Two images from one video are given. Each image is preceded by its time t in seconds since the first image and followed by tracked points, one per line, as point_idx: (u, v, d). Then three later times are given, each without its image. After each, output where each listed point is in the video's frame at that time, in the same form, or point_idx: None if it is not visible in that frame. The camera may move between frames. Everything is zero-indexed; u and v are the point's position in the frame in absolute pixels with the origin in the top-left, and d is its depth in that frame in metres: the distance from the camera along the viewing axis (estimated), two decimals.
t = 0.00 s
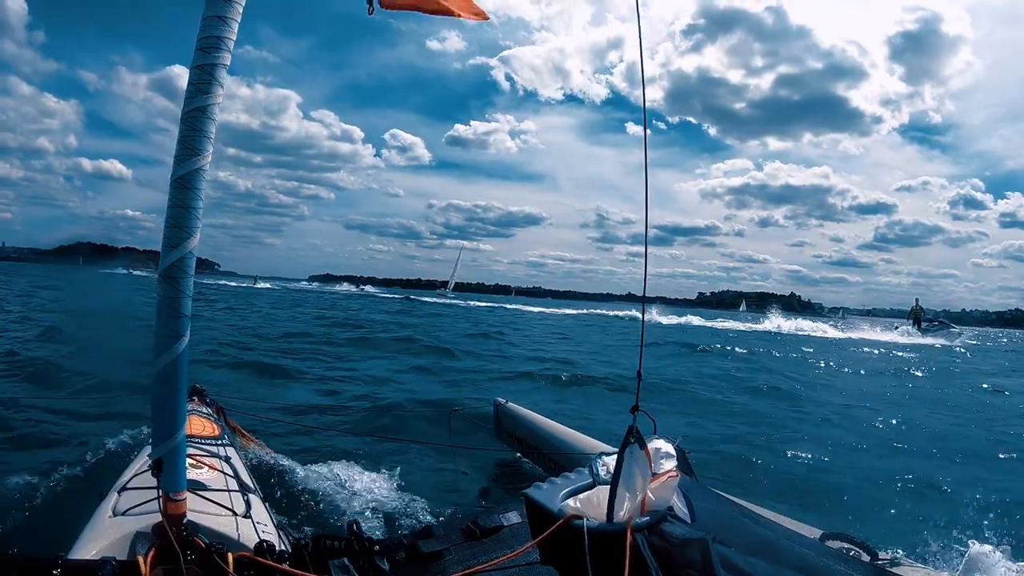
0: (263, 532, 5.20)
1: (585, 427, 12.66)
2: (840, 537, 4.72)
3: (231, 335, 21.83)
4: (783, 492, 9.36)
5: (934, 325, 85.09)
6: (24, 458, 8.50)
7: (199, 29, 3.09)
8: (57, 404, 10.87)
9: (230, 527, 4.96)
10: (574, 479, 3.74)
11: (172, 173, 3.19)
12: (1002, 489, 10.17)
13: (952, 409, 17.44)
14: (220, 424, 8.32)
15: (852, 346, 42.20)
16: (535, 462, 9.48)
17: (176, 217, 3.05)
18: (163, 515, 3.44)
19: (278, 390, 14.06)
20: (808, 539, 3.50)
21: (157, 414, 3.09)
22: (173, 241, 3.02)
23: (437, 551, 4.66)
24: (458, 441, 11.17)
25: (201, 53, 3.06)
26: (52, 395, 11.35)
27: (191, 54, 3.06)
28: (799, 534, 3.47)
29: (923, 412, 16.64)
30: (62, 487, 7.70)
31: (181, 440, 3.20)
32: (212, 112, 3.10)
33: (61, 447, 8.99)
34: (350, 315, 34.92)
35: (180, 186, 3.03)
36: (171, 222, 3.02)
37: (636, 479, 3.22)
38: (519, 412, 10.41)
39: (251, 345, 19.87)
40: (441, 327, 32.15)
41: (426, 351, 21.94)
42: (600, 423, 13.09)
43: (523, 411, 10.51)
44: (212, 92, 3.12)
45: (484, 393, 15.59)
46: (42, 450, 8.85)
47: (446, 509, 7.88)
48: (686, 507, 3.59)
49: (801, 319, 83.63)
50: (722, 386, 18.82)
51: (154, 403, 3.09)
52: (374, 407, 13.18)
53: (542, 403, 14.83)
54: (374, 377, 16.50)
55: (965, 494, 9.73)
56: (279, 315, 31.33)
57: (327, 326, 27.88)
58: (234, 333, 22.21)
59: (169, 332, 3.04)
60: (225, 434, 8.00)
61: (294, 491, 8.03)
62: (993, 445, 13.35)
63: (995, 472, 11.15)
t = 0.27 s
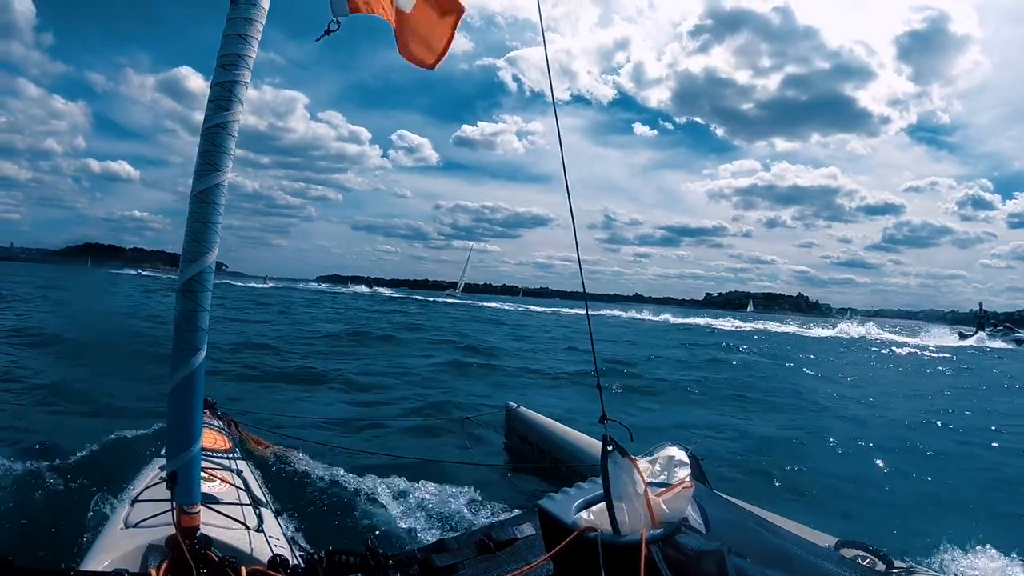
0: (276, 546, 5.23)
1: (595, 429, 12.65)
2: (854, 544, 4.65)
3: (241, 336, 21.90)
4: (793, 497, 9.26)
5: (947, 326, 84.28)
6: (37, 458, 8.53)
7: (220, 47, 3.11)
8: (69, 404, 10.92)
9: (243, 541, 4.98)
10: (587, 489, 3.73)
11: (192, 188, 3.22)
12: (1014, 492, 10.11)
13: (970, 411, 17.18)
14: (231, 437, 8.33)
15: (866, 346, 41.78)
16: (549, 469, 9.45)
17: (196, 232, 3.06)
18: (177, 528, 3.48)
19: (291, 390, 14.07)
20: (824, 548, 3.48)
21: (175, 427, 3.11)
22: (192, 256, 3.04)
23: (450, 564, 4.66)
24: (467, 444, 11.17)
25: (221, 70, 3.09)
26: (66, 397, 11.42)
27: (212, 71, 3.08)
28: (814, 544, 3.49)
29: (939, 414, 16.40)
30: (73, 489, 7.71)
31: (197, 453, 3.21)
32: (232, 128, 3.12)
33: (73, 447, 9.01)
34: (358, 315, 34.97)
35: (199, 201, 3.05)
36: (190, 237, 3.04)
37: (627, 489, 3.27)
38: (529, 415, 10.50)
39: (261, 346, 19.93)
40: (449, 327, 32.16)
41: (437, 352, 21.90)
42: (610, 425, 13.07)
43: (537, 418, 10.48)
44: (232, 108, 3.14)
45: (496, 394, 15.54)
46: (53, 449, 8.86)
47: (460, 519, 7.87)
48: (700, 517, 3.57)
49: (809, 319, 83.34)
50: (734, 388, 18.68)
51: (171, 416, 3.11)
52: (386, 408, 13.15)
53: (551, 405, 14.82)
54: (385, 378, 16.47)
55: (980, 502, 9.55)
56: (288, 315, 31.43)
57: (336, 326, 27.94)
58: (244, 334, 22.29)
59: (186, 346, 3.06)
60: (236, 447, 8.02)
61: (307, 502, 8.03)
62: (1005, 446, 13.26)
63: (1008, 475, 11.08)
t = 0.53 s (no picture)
0: (291, 536, 5.25)
1: (607, 428, 12.62)
2: (868, 547, 4.61)
3: (253, 334, 22.00)
4: (802, 498, 9.16)
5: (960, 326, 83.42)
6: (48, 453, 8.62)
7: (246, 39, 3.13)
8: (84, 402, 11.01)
9: (259, 531, 4.99)
10: (602, 486, 3.70)
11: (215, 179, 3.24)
12: None
13: (984, 412, 16.96)
14: (246, 427, 8.40)
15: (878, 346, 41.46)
16: (563, 468, 9.48)
17: (219, 223, 3.08)
18: (193, 517, 3.54)
19: (301, 388, 14.10)
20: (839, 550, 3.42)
21: (193, 416, 3.13)
22: (214, 246, 3.05)
23: (465, 558, 4.65)
24: (479, 442, 11.16)
25: (248, 61, 3.11)
26: (81, 394, 11.52)
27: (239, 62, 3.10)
28: (828, 545, 3.43)
29: (951, 415, 16.22)
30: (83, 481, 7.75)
31: (214, 443, 3.23)
32: (258, 119, 3.13)
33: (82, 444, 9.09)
34: (369, 314, 35.02)
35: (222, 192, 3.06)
36: (213, 228, 3.05)
37: (648, 485, 3.25)
38: (543, 412, 10.54)
39: (272, 344, 20.00)
40: (459, 325, 32.17)
41: (448, 351, 21.89)
42: (622, 423, 13.04)
43: (550, 416, 10.52)
44: (257, 100, 3.16)
45: (506, 392, 15.50)
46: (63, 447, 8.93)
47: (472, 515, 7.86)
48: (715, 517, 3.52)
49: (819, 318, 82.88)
50: (744, 387, 18.58)
51: (191, 406, 3.13)
52: (396, 406, 13.15)
53: (563, 403, 14.79)
54: (394, 376, 16.49)
55: (995, 501, 9.43)
56: (299, 314, 31.52)
57: (347, 324, 28.01)
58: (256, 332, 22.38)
59: (207, 336, 3.07)
60: (251, 437, 8.06)
61: (319, 496, 8.05)
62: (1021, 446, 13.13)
63: None
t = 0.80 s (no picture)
0: (296, 525, 5.26)
1: (615, 425, 12.62)
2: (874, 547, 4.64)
3: (261, 333, 22.08)
4: (804, 498, 9.13)
5: (966, 323, 83.10)
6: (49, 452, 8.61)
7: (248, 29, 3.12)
8: (93, 401, 11.06)
9: (263, 520, 5.02)
10: (608, 480, 3.73)
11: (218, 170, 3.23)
12: None
13: (990, 411, 16.89)
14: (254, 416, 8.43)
15: (883, 344, 41.33)
16: (567, 461, 9.50)
17: (222, 213, 3.07)
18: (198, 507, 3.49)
19: (304, 386, 14.14)
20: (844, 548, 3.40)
21: (198, 407, 3.13)
22: (218, 237, 3.05)
23: (470, 549, 4.65)
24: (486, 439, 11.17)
25: (249, 51, 3.10)
26: (90, 392, 11.58)
27: (240, 52, 3.09)
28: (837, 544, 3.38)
29: (956, 413, 16.15)
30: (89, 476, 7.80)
31: (220, 433, 3.23)
32: (260, 109, 3.13)
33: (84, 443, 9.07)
34: (375, 313, 35.07)
35: (225, 183, 3.06)
36: (216, 218, 3.05)
37: (667, 480, 3.24)
38: (551, 409, 10.51)
39: (280, 343, 20.07)
40: (465, 325, 32.21)
41: (455, 350, 21.92)
42: (629, 421, 13.03)
43: (554, 410, 10.55)
44: (259, 90, 3.15)
45: (510, 389, 15.53)
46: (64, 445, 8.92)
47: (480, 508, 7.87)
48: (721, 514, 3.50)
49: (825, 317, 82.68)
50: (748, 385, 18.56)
51: (195, 396, 3.13)
52: (400, 404, 13.18)
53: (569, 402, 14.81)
54: (398, 374, 16.53)
55: (1000, 500, 9.44)
56: (306, 313, 31.60)
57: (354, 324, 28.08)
58: (264, 332, 22.46)
59: (211, 326, 3.07)
60: (259, 427, 8.08)
61: (328, 486, 8.05)
62: None
63: None
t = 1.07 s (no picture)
0: (303, 520, 5.30)
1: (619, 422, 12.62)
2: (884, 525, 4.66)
3: (265, 335, 22.11)
4: (809, 487, 9.20)
5: (970, 321, 83.10)
6: (49, 455, 8.58)
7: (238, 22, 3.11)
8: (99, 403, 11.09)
9: (271, 516, 5.06)
10: (615, 464, 3.72)
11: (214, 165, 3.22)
12: None
13: (995, 406, 16.90)
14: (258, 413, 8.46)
15: (886, 342, 41.34)
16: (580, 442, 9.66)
17: (218, 208, 3.06)
18: (204, 504, 3.42)
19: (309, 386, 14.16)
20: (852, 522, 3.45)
21: (201, 403, 3.12)
22: (215, 232, 3.04)
23: (477, 537, 4.63)
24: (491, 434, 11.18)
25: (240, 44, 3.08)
26: (96, 393, 11.61)
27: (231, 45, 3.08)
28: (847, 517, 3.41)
29: (959, 410, 16.10)
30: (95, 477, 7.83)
31: (223, 429, 3.22)
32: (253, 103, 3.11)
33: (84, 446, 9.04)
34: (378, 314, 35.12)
35: (220, 177, 3.05)
36: (213, 213, 3.04)
37: (675, 466, 3.18)
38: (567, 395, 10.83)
39: (284, 344, 20.10)
40: (468, 325, 32.24)
41: (458, 350, 21.94)
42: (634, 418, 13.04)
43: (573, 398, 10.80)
44: (251, 83, 3.14)
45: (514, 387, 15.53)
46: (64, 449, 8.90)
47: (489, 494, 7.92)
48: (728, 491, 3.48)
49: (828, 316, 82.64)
50: (749, 382, 18.53)
51: (197, 392, 3.12)
52: (404, 402, 13.20)
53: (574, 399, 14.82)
54: (400, 374, 16.51)
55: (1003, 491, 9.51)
56: (310, 315, 31.66)
57: (357, 325, 28.13)
58: (267, 333, 22.49)
59: (211, 321, 3.06)
60: (264, 422, 8.09)
61: (335, 479, 8.05)
62: None
63: None
